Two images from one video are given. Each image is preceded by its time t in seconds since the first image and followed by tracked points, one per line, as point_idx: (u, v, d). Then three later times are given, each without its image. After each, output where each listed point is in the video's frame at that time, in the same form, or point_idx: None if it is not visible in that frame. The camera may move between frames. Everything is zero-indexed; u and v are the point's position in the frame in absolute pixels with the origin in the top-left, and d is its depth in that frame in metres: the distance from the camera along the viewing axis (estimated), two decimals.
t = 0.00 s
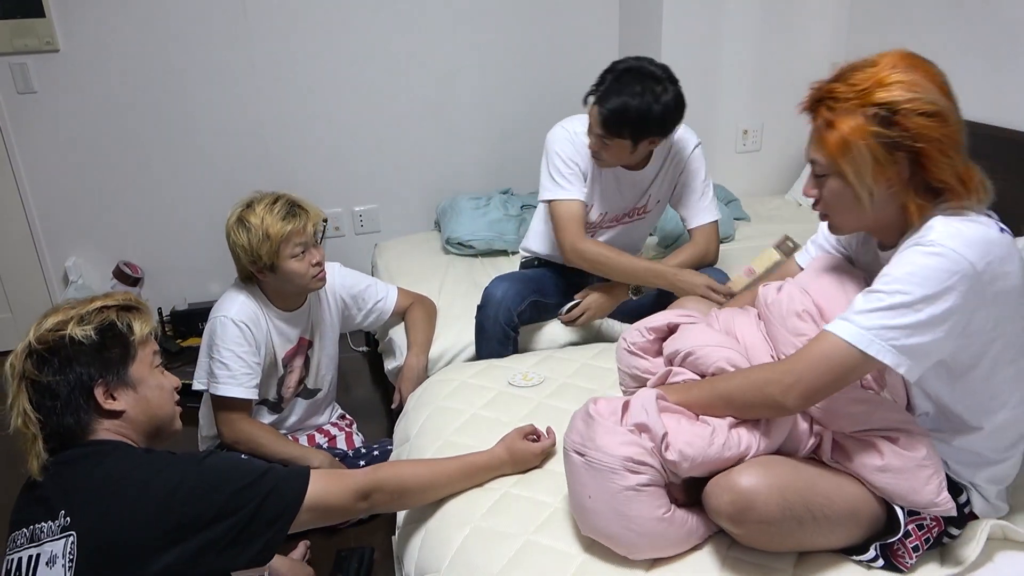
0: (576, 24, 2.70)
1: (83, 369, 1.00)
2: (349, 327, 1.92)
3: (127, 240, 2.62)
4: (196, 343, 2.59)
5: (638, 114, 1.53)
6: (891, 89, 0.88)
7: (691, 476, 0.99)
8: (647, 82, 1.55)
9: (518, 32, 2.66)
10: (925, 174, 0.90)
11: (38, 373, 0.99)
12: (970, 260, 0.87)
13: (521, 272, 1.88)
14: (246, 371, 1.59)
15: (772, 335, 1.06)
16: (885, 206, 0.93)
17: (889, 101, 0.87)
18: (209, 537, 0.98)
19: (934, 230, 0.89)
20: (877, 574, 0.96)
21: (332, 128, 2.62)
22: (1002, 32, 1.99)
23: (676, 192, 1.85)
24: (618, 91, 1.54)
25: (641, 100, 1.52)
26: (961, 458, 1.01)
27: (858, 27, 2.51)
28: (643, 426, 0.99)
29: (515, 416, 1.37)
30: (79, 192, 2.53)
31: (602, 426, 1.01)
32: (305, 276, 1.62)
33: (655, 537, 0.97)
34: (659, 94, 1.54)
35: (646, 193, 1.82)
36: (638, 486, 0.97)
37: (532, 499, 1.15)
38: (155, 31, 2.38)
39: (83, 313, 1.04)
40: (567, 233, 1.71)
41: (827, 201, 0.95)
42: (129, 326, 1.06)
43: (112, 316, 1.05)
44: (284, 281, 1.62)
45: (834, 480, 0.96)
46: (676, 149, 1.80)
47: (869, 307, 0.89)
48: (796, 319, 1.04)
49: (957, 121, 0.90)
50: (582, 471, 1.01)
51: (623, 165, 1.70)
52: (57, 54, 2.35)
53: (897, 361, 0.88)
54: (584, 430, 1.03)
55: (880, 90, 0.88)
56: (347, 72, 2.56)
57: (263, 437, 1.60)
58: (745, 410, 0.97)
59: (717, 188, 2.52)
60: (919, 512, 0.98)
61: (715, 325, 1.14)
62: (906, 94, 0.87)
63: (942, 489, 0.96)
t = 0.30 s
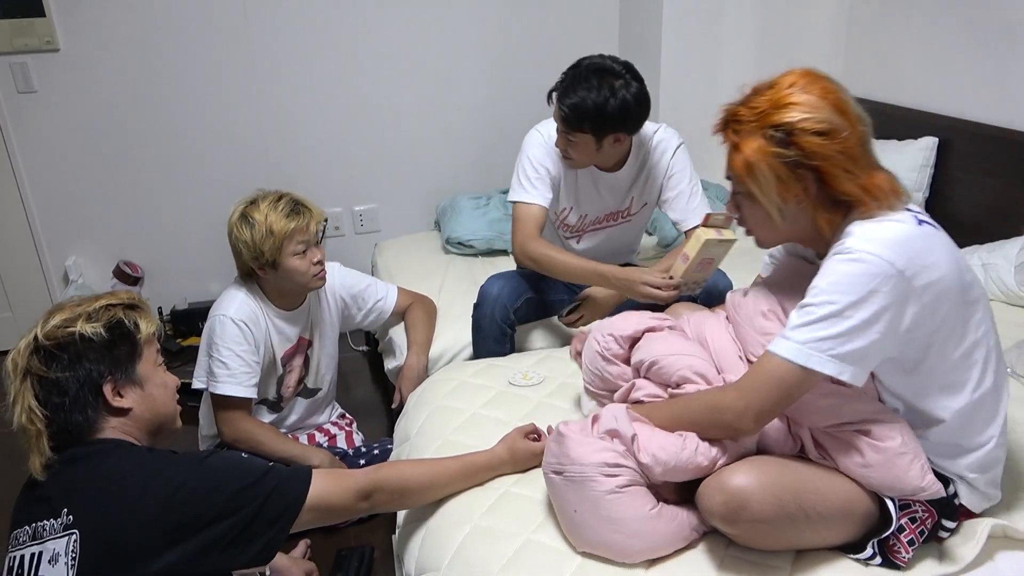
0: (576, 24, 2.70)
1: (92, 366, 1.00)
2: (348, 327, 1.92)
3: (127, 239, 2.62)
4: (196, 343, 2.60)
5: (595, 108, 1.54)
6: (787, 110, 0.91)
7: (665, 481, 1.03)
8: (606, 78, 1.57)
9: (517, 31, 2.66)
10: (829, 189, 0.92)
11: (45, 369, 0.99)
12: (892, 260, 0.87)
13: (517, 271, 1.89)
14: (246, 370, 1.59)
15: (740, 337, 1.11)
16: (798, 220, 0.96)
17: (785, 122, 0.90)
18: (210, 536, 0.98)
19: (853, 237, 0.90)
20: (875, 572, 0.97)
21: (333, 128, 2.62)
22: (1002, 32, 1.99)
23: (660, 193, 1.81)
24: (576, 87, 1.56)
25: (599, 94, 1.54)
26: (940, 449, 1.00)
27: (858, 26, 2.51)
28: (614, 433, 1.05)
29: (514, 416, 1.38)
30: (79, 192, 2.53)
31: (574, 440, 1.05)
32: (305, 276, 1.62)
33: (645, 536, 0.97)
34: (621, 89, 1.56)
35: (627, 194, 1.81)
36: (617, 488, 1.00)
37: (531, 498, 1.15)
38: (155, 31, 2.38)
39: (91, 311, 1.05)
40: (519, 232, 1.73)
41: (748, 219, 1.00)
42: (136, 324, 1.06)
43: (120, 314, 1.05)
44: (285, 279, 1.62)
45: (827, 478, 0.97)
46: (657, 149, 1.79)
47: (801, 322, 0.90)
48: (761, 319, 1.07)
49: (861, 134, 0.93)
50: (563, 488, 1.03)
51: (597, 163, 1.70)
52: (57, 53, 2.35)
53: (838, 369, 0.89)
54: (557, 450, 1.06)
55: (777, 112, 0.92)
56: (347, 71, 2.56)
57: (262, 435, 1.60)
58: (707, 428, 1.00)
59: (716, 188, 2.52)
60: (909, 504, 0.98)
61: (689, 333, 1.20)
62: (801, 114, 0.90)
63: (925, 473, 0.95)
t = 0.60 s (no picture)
0: (577, 23, 2.70)
1: (96, 363, 1.00)
2: (348, 326, 1.93)
3: (128, 238, 2.62)
4: (196, 342, 2.60)
5: (572, 111, 1.55)
6: (676, 147, 0.97)
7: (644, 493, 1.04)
8: (583, 82, 1.59)
9: (519, 31, 2.66)
10: (729, 213, 0.94)
11: (49, 366, 0.99)
12: (798, 278, 0.89)
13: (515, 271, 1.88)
14: (246, 369, 1.59)
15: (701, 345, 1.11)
16: (710, 245, 0.97)
17: (676, 155, 0.95)
18: (210, 534, 0.98)
19: (759, 260, 0.92)
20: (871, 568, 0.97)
21: (334, 127, 2.62)
22: (1004, 34, 2.00)
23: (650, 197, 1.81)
24: (553, 92, 1.58)
25: (576, 97, 1.56)
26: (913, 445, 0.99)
27: (859, 27, 2.51)
28: (600, 436, 1.07)
29: (513, 416, 1.38)
30: (79, 191, 2.53)
31: (558, 446, 1.07)
32: (305, 273, 1.62)
33: (639, 529, 0.98)
34: (598, 91, 1.58)
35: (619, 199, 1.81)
36: (605, 484, 1.02)
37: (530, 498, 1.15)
38: (156, 30, 2.39)
39: (95, 309, 1.05)
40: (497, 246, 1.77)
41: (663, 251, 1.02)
42: (139, 323, 1.07)
43: (124, 313, 1.05)
44: (285, 276, 1.62)
45: (805, 470, 0.97)
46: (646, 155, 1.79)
47: (726, 353, 0.92)
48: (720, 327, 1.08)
49: (751, 160, 0.97)
50: (552, 493, 1.04)
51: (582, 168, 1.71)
52: (58, 52, 2.35)
53: (772, 392, 0.91)
54: (543, 457, 1.08)
55: (668, 149, 0.97)
56: (348, 70, 2.56)
57: (262, 433, 1.60)
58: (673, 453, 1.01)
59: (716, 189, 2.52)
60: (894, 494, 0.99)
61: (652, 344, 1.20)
62: (689, 147, 0.96)
63: (896, 452, 0.96)
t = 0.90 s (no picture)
0: (578, 23, 2.71)
1: (100, 364, 1.00)
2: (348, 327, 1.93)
3: (127, 238, 2.62)
4: (196, 342, 2.60)
5: (549, 128, 1.54)
6: (653, 152, 0.98)
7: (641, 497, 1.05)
8: (562, 96, 1.57)
9: (519, 31, 2.66)
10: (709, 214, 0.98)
11: (53, 366, 0.99)
12: (768, 281, 0.90)
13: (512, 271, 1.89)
14: (245, 369, 1.59)
15: (691, 352, 1.13)
16: (689, 247, 1.00)
17: (654, 161, 0.97)
18: (211, 535, 0.98)
19: (732, 264, 0.93)
20: (869, 564, 0.97)
21: (334, 128, 2.63)
22: (1004, 34, 2.00)
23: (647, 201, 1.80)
24: (531, 109, 1.57)
25: (552, 113, 1.54)
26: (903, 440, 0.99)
27: (860, 27, 2.51)
28: (596, 437, 1.08)
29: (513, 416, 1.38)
30: (79, 191, 2.53)
31: (554, 447, 1.08)
32: (313, 272, 1.63)
33: (640, 526, 0.98)
34: (577, 103, 1.55)
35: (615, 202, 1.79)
36: (604, 482, 1.02)
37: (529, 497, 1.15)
38: (156, 30, 2.39)
39: (99, 309, 1.05)
40: (494, 250, 1.79)
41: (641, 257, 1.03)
42: (142, 324, 1.07)
43: (127, 314, 1.06)
44: (293, 273, 1.62)
45: (801, 470, 0.97)
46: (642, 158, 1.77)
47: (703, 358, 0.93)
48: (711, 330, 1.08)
49: (723, 161, 1.00)
50: (550, 493, 1.04)
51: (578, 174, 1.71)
52: (58, 53, 2.35)
53: (752, 394, 0.91)
54: (541, 458, 1.08)
55: (646, 155, 0.99)
56: (348, 70, 2.57)
57: (261, 433, 1.60)
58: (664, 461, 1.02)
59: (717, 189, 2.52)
60: (887, 488, 1.00)
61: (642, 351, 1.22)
62: (667, 151, 0.97)
63: (885, 444, 0.95)
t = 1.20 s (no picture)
0: (578, 24, 2.71)
1: (104, 365, 1.00)
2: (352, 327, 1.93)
3: (127, 239, 2.62)
4: (196, 343, 2.60)
5: (555, 125, 1.55)
6: (716, 125, 0.96)
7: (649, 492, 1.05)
8: (563, 92, 1.57)
9: (519, 32, 2.66)
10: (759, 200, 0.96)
11: (58, 366, 0.99)
12: (807, 276, 0.90)
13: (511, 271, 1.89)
14: (258, 367, 1.59)
15: (704, 348, 1.13)
16: (730, 229, 0.99)
17: (716, 135, 0.94)
18: (212, 535, 0.98)
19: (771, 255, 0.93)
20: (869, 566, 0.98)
21: (334, 128, 2.63)
22: (1004, 35, 2.00)
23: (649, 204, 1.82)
24: (535, 104, 1.57)
25: (556, 109, 1.54)
26: (912, 444, 1.00)
27: (859, 27, 2.52)
28: (601, 435, 1.08)
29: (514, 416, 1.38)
30: (79, 192, 2.53)
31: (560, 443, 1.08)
32: (335, 270, 1.65)
33: (642, 527, 0.98)
34: (578, 100, 1.56)
35: (614, 202, 1.79)
36: (608, 482, 1.02)
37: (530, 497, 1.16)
38: (156, 31, 2.39)
39: (104, 310, 1.05)
40: (491, 249, 1.78)
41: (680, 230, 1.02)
42: (147, 325, 1.07)
43: (132, 315, 1.06)
44: (314, 270, 1.64)
45: (804, 474, 0.98)
46: (642, 159, 1.77)
47: (734, 347, 0.93)
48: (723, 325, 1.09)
49: (785, 147, 0.97)
50: (553, 491, 1.05)
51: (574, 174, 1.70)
52: (58, 53, 2.35)
53: (778, 386, 0.92)
54: (546, 455, 1.08)
55: (708, 127, 0.96)
56: (348, 71, 2.57)
57: (262, 433, 1.60)
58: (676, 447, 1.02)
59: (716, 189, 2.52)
60: (893, 495, 0.99)
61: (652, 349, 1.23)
62: (731, 127, 0.95)
63: (895, 454, 0.96)
